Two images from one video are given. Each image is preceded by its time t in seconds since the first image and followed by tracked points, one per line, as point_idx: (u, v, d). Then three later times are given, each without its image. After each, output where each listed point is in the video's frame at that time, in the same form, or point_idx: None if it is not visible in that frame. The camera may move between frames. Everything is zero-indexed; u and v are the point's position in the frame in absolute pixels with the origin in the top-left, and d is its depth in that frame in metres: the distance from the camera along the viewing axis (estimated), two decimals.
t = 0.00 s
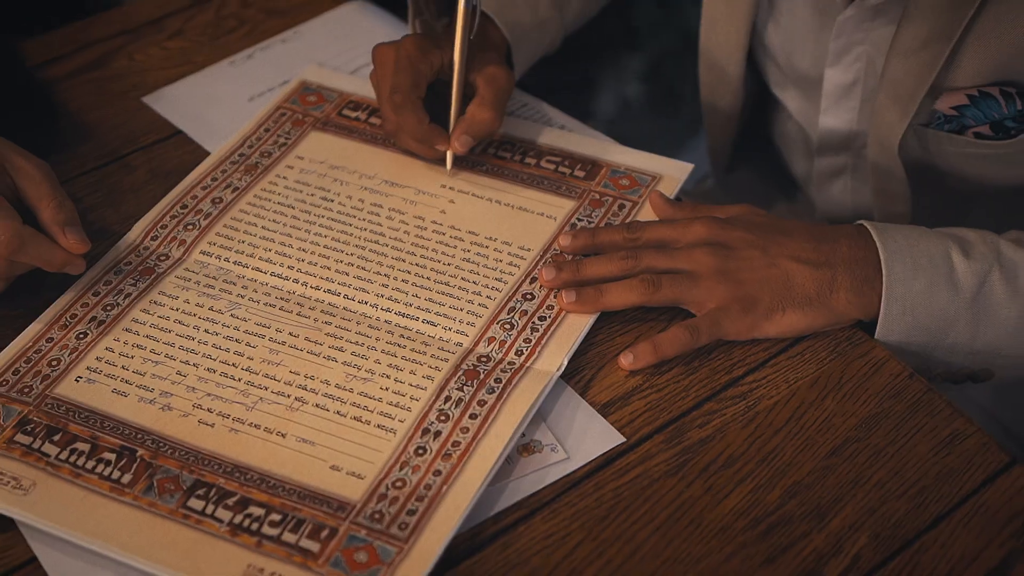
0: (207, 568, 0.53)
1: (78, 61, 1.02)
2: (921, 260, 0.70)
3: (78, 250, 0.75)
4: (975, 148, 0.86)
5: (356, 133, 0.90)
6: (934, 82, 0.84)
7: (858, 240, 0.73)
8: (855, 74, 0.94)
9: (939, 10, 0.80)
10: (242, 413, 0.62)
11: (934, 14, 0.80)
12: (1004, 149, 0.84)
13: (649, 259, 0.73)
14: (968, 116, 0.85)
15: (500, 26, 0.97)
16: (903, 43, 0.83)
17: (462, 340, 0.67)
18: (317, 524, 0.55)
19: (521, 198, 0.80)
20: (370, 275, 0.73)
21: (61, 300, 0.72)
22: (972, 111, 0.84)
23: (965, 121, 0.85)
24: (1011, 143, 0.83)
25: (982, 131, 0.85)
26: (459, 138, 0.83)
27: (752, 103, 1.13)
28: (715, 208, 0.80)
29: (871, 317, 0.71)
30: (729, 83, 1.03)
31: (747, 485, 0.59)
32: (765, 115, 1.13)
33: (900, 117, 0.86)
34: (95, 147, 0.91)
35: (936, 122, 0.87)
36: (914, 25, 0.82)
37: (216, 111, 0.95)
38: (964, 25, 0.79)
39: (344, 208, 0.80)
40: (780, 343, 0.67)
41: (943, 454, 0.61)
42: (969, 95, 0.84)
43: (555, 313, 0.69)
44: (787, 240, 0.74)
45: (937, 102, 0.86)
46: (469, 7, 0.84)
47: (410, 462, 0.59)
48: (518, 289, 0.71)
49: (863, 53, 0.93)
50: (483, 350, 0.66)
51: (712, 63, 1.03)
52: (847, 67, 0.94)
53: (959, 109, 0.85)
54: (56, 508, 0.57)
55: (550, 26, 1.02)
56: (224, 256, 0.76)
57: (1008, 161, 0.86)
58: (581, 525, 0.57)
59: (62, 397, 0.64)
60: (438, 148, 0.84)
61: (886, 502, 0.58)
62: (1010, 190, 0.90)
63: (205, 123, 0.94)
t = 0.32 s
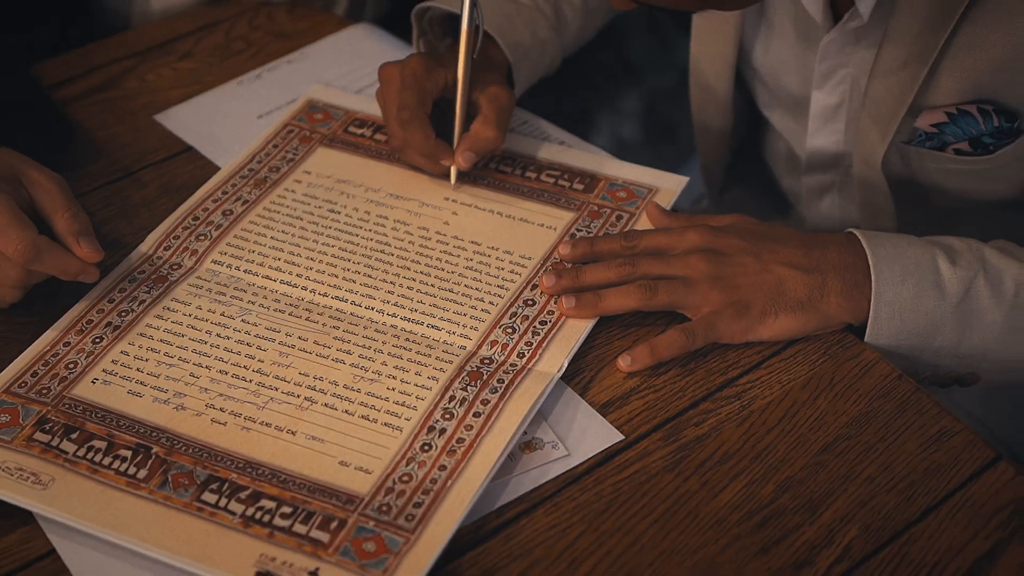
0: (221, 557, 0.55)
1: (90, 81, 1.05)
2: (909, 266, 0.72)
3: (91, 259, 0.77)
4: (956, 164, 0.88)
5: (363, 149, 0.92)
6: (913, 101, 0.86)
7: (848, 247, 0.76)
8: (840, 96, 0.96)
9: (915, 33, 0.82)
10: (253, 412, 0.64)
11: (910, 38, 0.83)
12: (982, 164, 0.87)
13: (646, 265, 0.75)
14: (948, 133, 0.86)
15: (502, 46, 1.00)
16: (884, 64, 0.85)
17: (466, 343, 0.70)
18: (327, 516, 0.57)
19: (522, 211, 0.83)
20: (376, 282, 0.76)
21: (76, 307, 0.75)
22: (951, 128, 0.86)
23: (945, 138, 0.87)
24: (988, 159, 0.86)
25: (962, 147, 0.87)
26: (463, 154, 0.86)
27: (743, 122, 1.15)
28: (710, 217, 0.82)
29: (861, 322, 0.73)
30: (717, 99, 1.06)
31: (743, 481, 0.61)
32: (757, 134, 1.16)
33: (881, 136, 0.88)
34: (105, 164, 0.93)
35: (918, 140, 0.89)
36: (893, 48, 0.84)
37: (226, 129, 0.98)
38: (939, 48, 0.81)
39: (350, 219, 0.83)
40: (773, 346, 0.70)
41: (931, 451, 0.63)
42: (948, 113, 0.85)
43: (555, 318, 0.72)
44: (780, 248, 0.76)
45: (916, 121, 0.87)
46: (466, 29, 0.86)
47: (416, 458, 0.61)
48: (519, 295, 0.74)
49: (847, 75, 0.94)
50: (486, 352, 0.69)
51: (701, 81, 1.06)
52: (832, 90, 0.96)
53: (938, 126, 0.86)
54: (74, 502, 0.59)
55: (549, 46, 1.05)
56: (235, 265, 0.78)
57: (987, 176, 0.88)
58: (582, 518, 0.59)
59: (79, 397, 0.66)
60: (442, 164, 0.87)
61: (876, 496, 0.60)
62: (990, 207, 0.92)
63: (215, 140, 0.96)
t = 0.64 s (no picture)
0: (235, 540, 0.57)
1: (103, 97, 1.08)
2: (896, 266, 0.75)
3: (105, 260, 0.79)
4: (937, 173, 0.91)
5: (368, 160, 0.95)
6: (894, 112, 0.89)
7: (838, 248, 0.79)
8: (826, 111, 0.99)
9: (893, 49, 0.86)
10: (265, 406, 0.67)
11: (889, 53, 0.86)
12: (964, 173, 0.89)
13: (643, 266, 0.78)
14: (929, 142, 0.89)
15: (503, 60, 1.04)
16: (866, 76, 0.88)
17: (470, 341, 0.72)
18: (337, 502, 0.60)
19: (523, 218, 0.86)
20: (382, 284, 0.78)
21: (92, 309, 0.77)
22: (932, 137, 0.89)
23: (926, 147, 0.90)
24: (969, 167, 0.88)
25: (943, 156, 0.89)
26: (465, 165, 0.89)
27: (735, 135, 1.18)
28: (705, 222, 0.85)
29: (850, 321, 0.76)
30: (708, 113, 1.09)
31: (738, 470, 0.63)
32: (749, 148, 1.19)
33: (862, 148, 0.92)
34: (118, 175, 0.96)
35: (900, 149, 0.92)
36: (874, 62, 0.87)
37: (236, 142, 1.01)
38: (914, 62, 0.84)
39: (357, 226, 0.86)
40: (766, 344, 0.72)
41: (919, 441, 0.65)
42: (928, 123, 0.88)
43: (556, 318, 0.74)
44: (772, 250, 0.79)
45: (898, 130, 0.90)
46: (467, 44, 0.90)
47: (422, 448, 0.63)
48: (521, 297, 0.76)
49: (832, 90, 0.97)
50: (489, 349, 0.71)
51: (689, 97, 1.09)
52: (819, 104, 0.98)
53: (919, 136, 0.89)
54: (93, 490, 0.61)
55: (548, 62, 1.09)
56: (246, 269, 0.81)
57: (969, 185, 0.90)
58: (582, 505, 0.61)
59: (96, 393, 0.68)
60: (445, 173, 0.90)
61: (866, 483, 0.62)
62: (970, 215, 0.94)
63: (225, 152, 1.00)
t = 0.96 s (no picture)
0: (252, 524, 0.60)
1: (120, 112, 1.12)
2: (885, 267, 0.78)
3: (124, 257, 0.82)
4: (922, 181, 0.91)
5: (376, 171, 0.98)
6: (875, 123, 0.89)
7: (829, 251, 0.81)
8: (814, 125, 1.01)
9: (875, 63, 0.85)
10: (280, 399, 0.69)
11: (871, 68, 0.86)
12: (947, 180, 0.89)
13: (641, 268, 0.80)
14: (911, 152, 0.89)
15: (507, 76, 1.08)
16: (850, 91, 0.88)
17: (476, 339, 0.75)
18: (350, 488, 0.62)
19: (528, 224, 0.89)
20: (391, 286, 0.81)
21: (111, 310, 0.80)
22: (914, 147, 0.88)
23: (909, 156, 0.89)
24: (951, 175, 0.87)
25: (925, 165, 0.89)
26: (470, 175, 0.92)
27: (729, 148, 1.21)
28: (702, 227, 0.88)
29: (842, 320, 0.79)
30: (700, 127, 1.12)
31: (735, 458, 0.66)
32: (744, 161, 1.22)
33: (846, 161, 0.92)
34: (136, 185, 0.99)
35: (885, 160, 0.92)
36: (857, 80, 0.87)
37: (249, 154, 1.05)
38: (894, 78, 0.84)
39: (366, 232, 0.89)
40: (761, 341, 0.75)
41: (908, 432, 0.68)
42: (909, 133, 0.87)
43: (558, 317, 0.77)
44: (765, 253, 0.82)
45: (881, 141, 0.90)
46: (471, 59, 0.93)
47: (431, 437, 0.66)
48: (525, 298, 0.79)
49: (820, 104, 0.99)
50: (494, 346, 0.74)
51: (684, 112, 1.12)
52: (807, 119, 1.01)
53: (902, 145, 0.89)
54: (116, 477, 0.63)
55: (549, 77, 1.12)
56: (259, 272, 0.84)
57: (953, 192, 0.90)
58: (586, 491, 0.64)
59: (117, 387, 0.71)
60: (451, 183, 0.93)
61: (858, 471, 0.65)
62: (959, 224, 0.95)
63: (238, 164, 1.03)
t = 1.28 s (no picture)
0: (268, 515, 0.62)
1: (137, 131, 1.16)
2: (876, 275, 0.81)
3: (133, 263, 0.85)
4: (908, 195, 0.94)
5: (384, 187, 1.02)
6: (862, 139, 0.92)
7: (823, 259, 0.84)
8: (805, 143, 1.04)
9: (861, 84, 0.89)
10: (294, 400, 0.72)
11: (857, 88, 0.90)
12: (931, 194, 0.92)
13: (641, 276, 0.83)
14: (897, 167, 0.92)
15: (511, 97, 1.12)
16: (838, 109, 0.92)
17: (483, 344, 0.78)
18: (362, 483, 0.65)
19: (531, 237, 0.92)
20: (400, 295, 0.84)
21: (130, 318, 0.83)
22: (899, 162, 0.91)
23: (895, 171, 0.92)
24: (935, 189, 0.91)
25: (911, 179, 0.92)
26: (475, 192, 0.95)
27: (725, 167, 1.24)
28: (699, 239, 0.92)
29: (835, 326, 0.81)
30: (696, 145, 1.15)
31: (733, 455, 0.69)
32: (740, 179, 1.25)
33: (834, 177, 0.96)
34: (152, 201, 1.03)
35: (872, 174, 0.94)
36: (843, 98, 0.91)
37: (261, 172, 1.08)
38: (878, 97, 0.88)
39: (375, 245, 0.92)
40: (757, 346, 0.78)
41: (900, 431, 0.70)
42: (896, 148, 0.90)
43: (562, 323, 0.80)
44: (760, 262, 0.85)
45: (868, 156, 0.93)
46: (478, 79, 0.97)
47: (440, 436, 0.68)
48: (529, 305, 0.82)
49: (809, 123, 1.02)
50: (501, 351, 0.77)
51: (681, 130, 1.15)
52: (798, 137, 1.03)
53: (888, 160, 0.92)
54: (137, 473, 0.66)
55: (551, 98, 1.16)
56: (273, 282, 0.87)
57: (938, 205, 0.93)
58: (590, 487, 0.66)
59: (138, 390, 0.74)
60: (457, 199, 0.96)
61: (851, 467, 0.68)
62: (946, 236, 0.98)
63: (250, 180, 1.07)
